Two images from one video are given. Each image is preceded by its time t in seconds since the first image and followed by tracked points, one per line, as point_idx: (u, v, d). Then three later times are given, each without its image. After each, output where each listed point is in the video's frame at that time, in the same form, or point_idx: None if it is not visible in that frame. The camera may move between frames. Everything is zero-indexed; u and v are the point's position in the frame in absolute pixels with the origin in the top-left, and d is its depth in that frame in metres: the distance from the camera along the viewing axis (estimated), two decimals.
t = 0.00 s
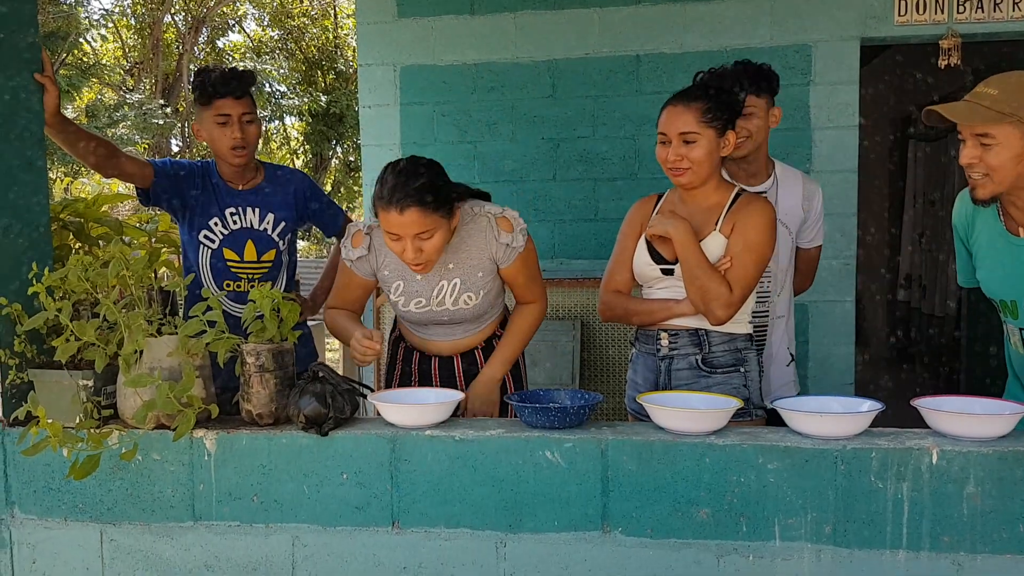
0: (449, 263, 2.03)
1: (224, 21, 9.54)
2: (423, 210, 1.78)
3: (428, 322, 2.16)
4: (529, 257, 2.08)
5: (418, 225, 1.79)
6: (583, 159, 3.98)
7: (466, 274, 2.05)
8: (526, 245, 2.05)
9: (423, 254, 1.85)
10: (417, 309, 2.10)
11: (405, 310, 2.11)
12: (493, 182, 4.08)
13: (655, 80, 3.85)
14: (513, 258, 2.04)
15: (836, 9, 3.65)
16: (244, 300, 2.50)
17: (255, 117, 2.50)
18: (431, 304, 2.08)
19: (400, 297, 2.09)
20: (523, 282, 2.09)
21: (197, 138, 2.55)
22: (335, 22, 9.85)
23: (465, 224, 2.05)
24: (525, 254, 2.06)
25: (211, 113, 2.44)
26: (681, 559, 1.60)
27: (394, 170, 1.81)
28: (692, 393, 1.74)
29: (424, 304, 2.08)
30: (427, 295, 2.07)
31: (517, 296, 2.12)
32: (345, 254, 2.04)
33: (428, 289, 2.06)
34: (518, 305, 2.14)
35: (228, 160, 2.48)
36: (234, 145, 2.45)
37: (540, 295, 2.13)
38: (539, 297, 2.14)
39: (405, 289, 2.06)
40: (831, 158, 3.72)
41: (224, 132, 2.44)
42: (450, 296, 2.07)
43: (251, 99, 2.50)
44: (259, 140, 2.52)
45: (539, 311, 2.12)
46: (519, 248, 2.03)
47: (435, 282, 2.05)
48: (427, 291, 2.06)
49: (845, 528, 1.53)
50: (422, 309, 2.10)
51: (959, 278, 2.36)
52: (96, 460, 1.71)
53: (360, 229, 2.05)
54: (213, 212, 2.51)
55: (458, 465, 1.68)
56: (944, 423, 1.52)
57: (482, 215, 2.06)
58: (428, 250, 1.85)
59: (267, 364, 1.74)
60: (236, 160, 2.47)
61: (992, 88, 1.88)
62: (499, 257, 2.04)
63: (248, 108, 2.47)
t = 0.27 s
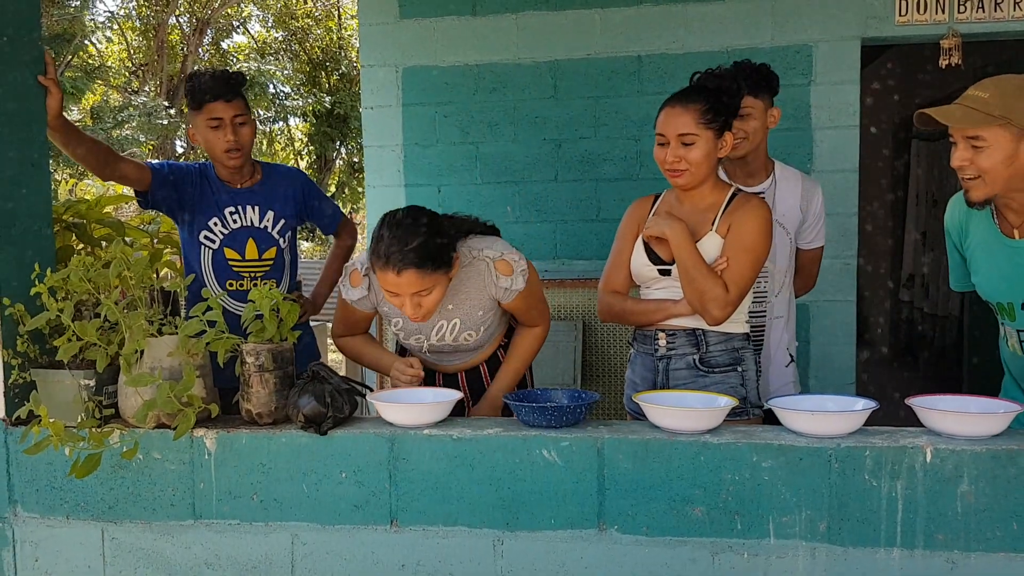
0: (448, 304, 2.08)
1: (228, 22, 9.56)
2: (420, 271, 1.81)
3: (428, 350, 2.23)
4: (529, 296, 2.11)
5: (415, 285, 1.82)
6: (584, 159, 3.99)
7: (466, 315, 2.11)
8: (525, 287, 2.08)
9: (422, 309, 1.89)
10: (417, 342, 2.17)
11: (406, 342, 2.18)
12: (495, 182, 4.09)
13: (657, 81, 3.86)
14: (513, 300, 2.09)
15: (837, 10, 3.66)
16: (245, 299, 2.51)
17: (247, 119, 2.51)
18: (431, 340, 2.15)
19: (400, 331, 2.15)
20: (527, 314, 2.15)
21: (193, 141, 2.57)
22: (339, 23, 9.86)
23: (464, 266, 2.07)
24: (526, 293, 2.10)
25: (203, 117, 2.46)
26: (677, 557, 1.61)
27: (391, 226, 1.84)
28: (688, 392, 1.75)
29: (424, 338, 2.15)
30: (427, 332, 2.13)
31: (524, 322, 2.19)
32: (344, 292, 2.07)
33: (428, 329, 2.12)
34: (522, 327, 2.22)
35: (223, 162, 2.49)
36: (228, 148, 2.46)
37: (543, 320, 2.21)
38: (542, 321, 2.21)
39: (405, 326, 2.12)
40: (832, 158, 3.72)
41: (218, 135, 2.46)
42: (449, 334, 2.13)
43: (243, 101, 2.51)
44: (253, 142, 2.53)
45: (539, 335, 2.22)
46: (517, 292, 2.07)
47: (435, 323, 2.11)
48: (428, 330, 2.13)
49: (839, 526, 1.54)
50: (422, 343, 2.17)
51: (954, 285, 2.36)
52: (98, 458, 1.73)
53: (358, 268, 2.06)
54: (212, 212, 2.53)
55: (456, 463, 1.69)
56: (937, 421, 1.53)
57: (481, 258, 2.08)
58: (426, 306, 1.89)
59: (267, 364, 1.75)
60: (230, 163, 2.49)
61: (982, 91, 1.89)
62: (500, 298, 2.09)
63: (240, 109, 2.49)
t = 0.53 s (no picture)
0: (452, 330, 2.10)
1: (239, 25, 9.64)
2: (422, 309, 1.83)
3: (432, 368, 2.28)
4: (532, 320, 2.15)
5: (418, 322, 1.84)
6: (589, 163, 4.01)
7: (471, 339, 2.14)
8: (529, 315, 2.12)
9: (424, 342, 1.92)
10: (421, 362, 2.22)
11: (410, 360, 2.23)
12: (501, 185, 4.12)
13: (662, 84, 3.88)
14: (518, 325, 2.12)
15: (841, 14, 3.67)
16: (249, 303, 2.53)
17: (246, 125, 2.53)
18: (434, 361, 2.19)
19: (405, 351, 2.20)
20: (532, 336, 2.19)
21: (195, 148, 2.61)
22: (348, 26, 9.90)
23: (468, 295, 2.09)
24: (529, 318, 2.13)
25: (202, 127, 2.48)
26: (674, 557, 1.63)
27: (393, 263, 1.85)
28: (687, 394, 1.77)
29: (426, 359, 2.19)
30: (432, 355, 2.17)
31: (529, 339, 2.21)
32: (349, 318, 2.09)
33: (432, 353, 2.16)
34: (525, 343, 2.24)
35: (225, 169, 2.53)
36: (228, 155, 2.50)
37: (546, 338, 2.23)
38: (545, 338, 2.24)
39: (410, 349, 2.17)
40: (837, 162, 3.73)
41: (217, 143, 2.49)
42: (453, 357, 2.17)
43: (240, 107, 2.53)
44: (253, 147, 2.56)
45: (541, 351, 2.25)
46: (520, 321, 2.10)
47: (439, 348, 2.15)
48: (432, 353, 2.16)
49: (835, 527, 1.56)
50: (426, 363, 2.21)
51: (950, 290, 2.38)
52: (105, 457, 1.76)
53: (362, 294, 2.08)
54: (217, 217, 2.56)
55: (456, 464, 1.71)
56: (933, 424, 1.54)
57: (484, 287, 2.09)
58: (428, 339, 1.91)
59: (271, 365, 1.78)
60: (234, 171, 2.53)
61: (973, 100, 1.90)
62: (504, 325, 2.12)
63: (237, 117, 2.51)
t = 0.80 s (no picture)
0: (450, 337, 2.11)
1: (241, 24, 9.45)
2: (416, 315, 1.85)
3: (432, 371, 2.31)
4: (529, 324, 2.17)
5: (412, 327, 1.86)
6: (590, 160, 4.02)
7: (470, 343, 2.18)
8: (524, 320, 2.13)
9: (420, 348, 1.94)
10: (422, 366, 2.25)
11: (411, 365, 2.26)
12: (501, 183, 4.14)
13: (662, 82, 3.89)
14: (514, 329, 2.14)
15: (840, 12, 3.68)
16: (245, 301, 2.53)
17: (240, 123, 2.55)
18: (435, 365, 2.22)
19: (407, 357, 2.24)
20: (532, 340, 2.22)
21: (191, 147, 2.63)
22: (351, 25, 9.90)
23: (464, 302, 2.11)
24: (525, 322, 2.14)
25: (195, 126, 2.50)
26: (667, 548, 1.64)
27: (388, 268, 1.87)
28: (679, 387, 1.79)
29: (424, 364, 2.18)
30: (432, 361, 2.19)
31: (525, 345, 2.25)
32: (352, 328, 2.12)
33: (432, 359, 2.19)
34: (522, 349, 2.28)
35: (220, 168, 2.54)
36: (223, 154, 2.51)
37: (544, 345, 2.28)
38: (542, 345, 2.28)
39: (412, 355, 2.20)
40: (836, 160, 3.75)
41: (211, 142, 2.50)
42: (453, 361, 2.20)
43: (234, 105, 2.55)
44: (248, 145, 2.57)
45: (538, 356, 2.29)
46: (515, 325, 2.12)
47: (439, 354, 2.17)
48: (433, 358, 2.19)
49: (826, 518, 1.58)
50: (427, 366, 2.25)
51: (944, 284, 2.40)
52: (105, 449, 1.78)
53: (361, 303, 2.10)
54: (213, 217, 2.58)
55: (452, 456, 1.73)
56: (920, 416, 1.57)
57: (480, 293, 2.10)
58: (423, 344, 1.93)
59: (269, 358, 1.80)
60: (228, 168, 2.54)
61: (960, 96, 1.92)
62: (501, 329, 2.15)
63: (231, 115, 2.52)
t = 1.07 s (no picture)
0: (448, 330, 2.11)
1: (245, 19, 9.41)
2: (409, 302, 1.89)
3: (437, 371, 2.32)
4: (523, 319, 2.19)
5: (404, 313, 1.90)
6: (592, 155, 4.02)
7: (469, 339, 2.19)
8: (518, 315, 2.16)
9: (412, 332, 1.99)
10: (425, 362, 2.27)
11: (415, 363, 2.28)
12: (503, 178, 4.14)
13: (664, 77, 3.89)
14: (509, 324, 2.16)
15: (843, 6, 3.67)
16: (243, 296, 2.54)
17: (240, 117, 2.55)
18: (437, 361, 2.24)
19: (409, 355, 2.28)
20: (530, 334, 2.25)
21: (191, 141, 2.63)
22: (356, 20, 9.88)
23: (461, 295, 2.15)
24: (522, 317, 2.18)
25: (196, 119, 2.51)
26: (663, 540, 1.65)
27: (382, 257, 1.89)
28: (676, 381, 1.79)
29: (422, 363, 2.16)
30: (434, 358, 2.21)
31: (522, 345, 2.29)
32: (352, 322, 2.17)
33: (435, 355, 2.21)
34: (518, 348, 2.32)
35: (220, 162, 2.54)
36: (222, 148, 2.51)
37: (541, 345, 2.31)
38: (538, 345, 2.31)
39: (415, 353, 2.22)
40: (838, 154, 3.74)
41: (212, 136, 2.51)
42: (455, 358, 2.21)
43: (234, 99, 2.54)
44: (249, 140, 2.57)
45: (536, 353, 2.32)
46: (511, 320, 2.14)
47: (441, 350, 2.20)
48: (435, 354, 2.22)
49: (821, 510, 1.58)
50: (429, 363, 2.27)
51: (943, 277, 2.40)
52: (104, 441, 1.80)
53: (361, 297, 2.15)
54: (211, 211, 2.59)
55: (449, 448, 1.74)
56: (917, 409, 1.57)
57: (476, 286, 2.15)
58: (414, 330, 1.98)
59: (267, 351, 1.81)
60: (227, 163, 2.54)
61: (959, 87, 1.91)
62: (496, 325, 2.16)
63: (232, 109, 2.53)
